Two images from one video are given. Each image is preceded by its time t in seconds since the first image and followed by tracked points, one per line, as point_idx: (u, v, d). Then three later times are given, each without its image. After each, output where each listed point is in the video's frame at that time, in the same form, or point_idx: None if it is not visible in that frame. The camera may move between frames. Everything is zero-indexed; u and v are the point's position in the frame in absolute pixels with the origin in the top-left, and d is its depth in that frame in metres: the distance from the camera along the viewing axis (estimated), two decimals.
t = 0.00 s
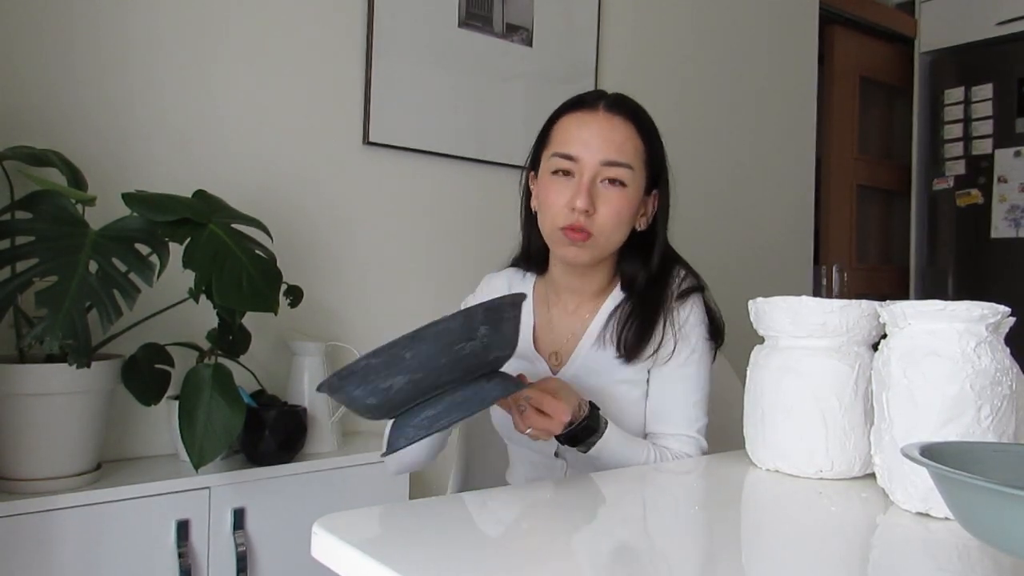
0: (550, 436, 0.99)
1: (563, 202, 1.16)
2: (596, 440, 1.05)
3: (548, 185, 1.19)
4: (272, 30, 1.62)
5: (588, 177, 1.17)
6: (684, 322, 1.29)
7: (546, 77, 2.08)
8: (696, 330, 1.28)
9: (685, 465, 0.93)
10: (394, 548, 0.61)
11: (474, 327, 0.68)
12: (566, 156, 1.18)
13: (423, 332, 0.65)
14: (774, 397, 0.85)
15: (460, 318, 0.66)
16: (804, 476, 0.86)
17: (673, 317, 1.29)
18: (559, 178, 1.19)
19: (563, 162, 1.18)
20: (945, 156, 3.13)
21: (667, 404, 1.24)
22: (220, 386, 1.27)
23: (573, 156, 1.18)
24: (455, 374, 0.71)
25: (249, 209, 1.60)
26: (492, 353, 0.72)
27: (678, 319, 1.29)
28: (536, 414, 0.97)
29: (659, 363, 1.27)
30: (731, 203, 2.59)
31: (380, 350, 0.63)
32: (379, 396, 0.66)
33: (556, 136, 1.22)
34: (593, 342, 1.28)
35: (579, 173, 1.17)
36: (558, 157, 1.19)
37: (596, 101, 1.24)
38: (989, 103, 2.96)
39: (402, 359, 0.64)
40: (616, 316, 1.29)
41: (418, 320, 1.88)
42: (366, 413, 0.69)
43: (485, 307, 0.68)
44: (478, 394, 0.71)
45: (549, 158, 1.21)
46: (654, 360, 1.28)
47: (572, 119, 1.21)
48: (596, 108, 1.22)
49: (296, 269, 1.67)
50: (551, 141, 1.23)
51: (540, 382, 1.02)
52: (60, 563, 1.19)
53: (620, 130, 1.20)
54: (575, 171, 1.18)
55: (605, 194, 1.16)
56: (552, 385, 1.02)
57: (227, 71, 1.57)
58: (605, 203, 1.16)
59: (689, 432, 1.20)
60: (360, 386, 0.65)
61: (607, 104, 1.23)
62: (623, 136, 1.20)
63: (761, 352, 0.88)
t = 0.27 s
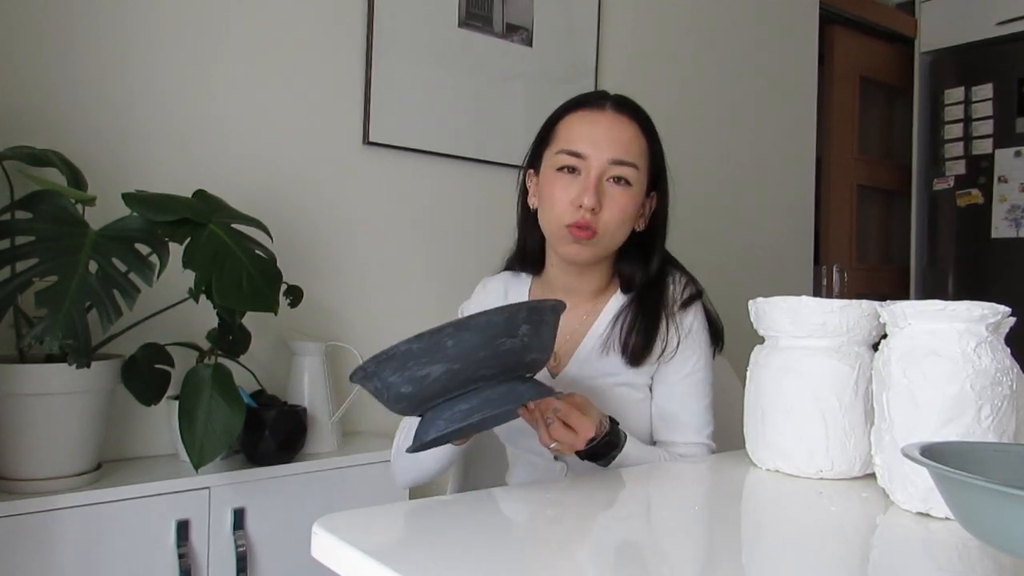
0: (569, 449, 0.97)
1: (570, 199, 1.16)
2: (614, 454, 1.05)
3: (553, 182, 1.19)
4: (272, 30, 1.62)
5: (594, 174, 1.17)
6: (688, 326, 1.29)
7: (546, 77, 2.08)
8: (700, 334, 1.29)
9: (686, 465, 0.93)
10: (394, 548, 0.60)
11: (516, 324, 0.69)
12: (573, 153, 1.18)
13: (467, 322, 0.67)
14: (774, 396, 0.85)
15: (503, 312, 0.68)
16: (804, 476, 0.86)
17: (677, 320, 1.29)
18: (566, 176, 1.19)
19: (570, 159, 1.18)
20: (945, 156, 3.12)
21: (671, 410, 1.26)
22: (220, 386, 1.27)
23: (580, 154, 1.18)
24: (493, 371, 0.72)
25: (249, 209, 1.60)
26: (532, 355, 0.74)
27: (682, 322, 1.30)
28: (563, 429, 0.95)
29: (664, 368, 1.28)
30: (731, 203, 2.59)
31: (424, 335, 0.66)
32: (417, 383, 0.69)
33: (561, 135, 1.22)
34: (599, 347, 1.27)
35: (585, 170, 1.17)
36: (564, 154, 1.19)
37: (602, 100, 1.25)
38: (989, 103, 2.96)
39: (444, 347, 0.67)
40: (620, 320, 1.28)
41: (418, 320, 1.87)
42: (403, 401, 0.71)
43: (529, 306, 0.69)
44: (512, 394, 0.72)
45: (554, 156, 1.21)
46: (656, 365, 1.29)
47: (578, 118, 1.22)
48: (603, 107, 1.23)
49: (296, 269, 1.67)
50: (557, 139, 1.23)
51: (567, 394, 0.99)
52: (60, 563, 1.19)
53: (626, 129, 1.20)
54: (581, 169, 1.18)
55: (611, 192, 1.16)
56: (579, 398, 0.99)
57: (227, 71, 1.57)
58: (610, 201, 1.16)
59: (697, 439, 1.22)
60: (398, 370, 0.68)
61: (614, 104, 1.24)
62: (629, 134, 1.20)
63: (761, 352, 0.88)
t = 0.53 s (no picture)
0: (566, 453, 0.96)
1: (570, 199, 1.16)
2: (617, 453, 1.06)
3: (553, 182, 1.19)
4: (272, 30, 1.62)
5: (595, 174, 1.17)
6: (686, 322, 1.29)
7: (546, 77, 2.08)
8: (699, 329, 1.30)
9: (686, 465, 0.93)
10: (395, 548, 0.61)
11: (521, 337, 0.69)
12: (574, 152, 1.18)
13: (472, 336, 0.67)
14: (774, 396, 0.85)
15: (507, 326, 0.68)
16: (804, 476, 0.86)
17: (675, 317, 1.29)
18: (566, 175, 1.19)
19: (570, 158, 1.18)
20: (945, 156, 3.13)
21: (672, 406, 1.26)
22: (220, 386, 1.27)
23: (580, 153, 1.18)
24: (496, 381, 0.72)
25: (249, 209, 1.60)
26: (531, 365, 0.74)
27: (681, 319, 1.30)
28: (563, 431, 0.94)
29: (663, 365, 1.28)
30: (731, 203, 2.59)
31: (430, 348, 0.65)
32: (420, 393, 0.68)
33: (561, 134, 1.22)
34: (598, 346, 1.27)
35: (585, 170, 1.17)
36: (564, 153, 1.19)
37: (603, 100, 1.25)
38: (989, 103, 2.96)
39: (449, 360, 0.66)
40: (618, 319, 1.28)
41: (418, 320, 1.88)
42: (405, 409, 0.70)
43: (531, 319, 0.69)
44: (514, 404, 0.72)
45: (554, 155, 1.20)
46: (656, 362, 1.29)
47: (578, 118, 1.22)
48: (603, 107, 1.23)
49: (296, 269, 1.67)
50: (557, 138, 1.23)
51: (567, 398, 0.99)
52: (60, 563, 1.19)
53: (627, 128, 1.20)
54: (581, 168, 1.18)
55: (611, 192, 1.16)
56: (579, 400, 1.00)
57: (227, 71, 1.57)
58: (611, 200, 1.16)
59: (700, 435, 1.22)
60: (401, 382, 0.66)
61: (614, 104, 1.24)
62: (629, 134, 1.20)
63: (761, 352, 0.88)
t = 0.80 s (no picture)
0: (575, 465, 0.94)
1: (567, 203, 1.16)
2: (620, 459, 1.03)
3: (549, 185, 1.19)
4: (272, 30, 1.62)
5: (591, 179, 1.16)
6: (683, 321, 1.29)
7: (547, 77, 2.08)
8: (696, 329, 1.29)
9: (686, 465, 0.93)
10: (395, 548, 0.61)
11: (558, 352, 0.70)
12: (570, 157, 1.17)
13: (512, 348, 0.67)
14: (774, 396, 0.85)
15: (548, 341, 0.68)
16: (804, 476, 0.86)
17: (672, 317, 1.29)
18: (561, 179, 1.18)
19: (565, 162, 1.17)
20: (945, 156, 3.13)
21: (669, 406, 1.26)
22: (220, 386, 1.27)
23: (577, 157, 1.17)
24: (528, 397, 0.72)
25: (249, 209, 1.60)
26: (560, 384, 0.74)
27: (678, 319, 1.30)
28: (578, 450, 0.91)
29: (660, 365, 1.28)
30: (731, 203, 2.59)
31: (470, 356, 0.64)
32: (449, 401, 0.67)
33: (557, 137, 1.21)
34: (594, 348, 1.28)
35: (581, 174, 1.17)
36: (560, 157, 1.18)
37: (600, 102, 1.24)
38: (989, 103, 2.96)
39: (485, 370, 0.66)
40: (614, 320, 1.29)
41: (417, 320, 1.88)
42: (429, 416, 0.69)
43: (571, 335, 0.70)
44: (543, 422, 0.72)
45: (550, 158, 1.20)
46: (653, 362, 1.29)
47: (574, 120, 1.21)
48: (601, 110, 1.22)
49: (296, 269, 1.67)
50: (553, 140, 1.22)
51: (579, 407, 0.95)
52: (60, 563, 1.19)
53: (623, 133, 1.20)
54: (577, 172, 1.17)
55: (607, 197, 1.16)
56: (591, 411, 0.95)
57: (228, 71, 1.57)
58: (607, 206, 1.16)
59: (698, 435, 1.22)
60: (434, 389, 0.66)
61: (611, 107, 1.23)
62: (625, 138, 1.19)
63: (761, 352, 0.88)
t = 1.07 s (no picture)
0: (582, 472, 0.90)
1: (563, 207, 1.16)
2: (620, 458, 1.02)
3: (545, 188, 1.19)
4: (272, 30, 1.62)
5: (588, 182, 1.16)
6: (681, 321, 1.30)
7: (547, 77, 2.08)
8: (694, 328, 1.30)
9: (685, 466, 0.93)
10: (394, 548, 0.61)
11: (576, 373, 0.71)
12: (567, 160, 1.17)
13: (533, 370, 0.67)
14: (774, 396, 0.85)
15: (567, 362, 0.69)
16: (804, 476, 0.86)
17: (670, 317, 1.30)
18: (558, 183, 1.18)
19: (562, 165, 1.17)
20: (945, 156, 3.13)
21: (669, 406, 1.27)
22: (220, 386, 1.27)
23: (574, 161, 1.17)
24: (546, 418, 0.71)
25: (249, 209, 1.60)
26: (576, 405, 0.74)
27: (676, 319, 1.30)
28: (585, 460, 0.87)
29: (660, 364, 1.29)
30: (731, 203, 2.59)
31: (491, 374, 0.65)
32: (464, 419, 0.67)
33: (554, 140, 1.21)
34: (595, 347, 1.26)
35: (578, 178, 1.17)
36: (557, 161, 1.18)
37: (597, 105, 1.24)
38: (989, 103, 2.96)
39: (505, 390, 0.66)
40: (614, 320, 1.28)
41: (417, 320, 1.88)
42: (443, 433, 0.69)
43: (589, 357, 0.71)
44: (558, 440, 0.71)
45: (546, 161, 1.20)
46: (652, 361, 1.29)
47: (571, 124, 1.21)
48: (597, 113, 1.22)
49: (296, 269, 1.67)
50: (549, 143, 1.22)
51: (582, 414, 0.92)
52: (59, 563, 1.19)
53: (620, 136, 1.20)
54: (574, 176, 1.17)
55: (604, 201, 1.16)
56: (594, 417, 0.93)
57: (228, 71, 1.57)
58: (604, 209, 1.16)
59: (697, 436, 1.24)
60: (450, 405, 0.66)
61: (608, 109, 1.23)
62: (621, 140, 1.19)
63: (761, 352, 0.88)
